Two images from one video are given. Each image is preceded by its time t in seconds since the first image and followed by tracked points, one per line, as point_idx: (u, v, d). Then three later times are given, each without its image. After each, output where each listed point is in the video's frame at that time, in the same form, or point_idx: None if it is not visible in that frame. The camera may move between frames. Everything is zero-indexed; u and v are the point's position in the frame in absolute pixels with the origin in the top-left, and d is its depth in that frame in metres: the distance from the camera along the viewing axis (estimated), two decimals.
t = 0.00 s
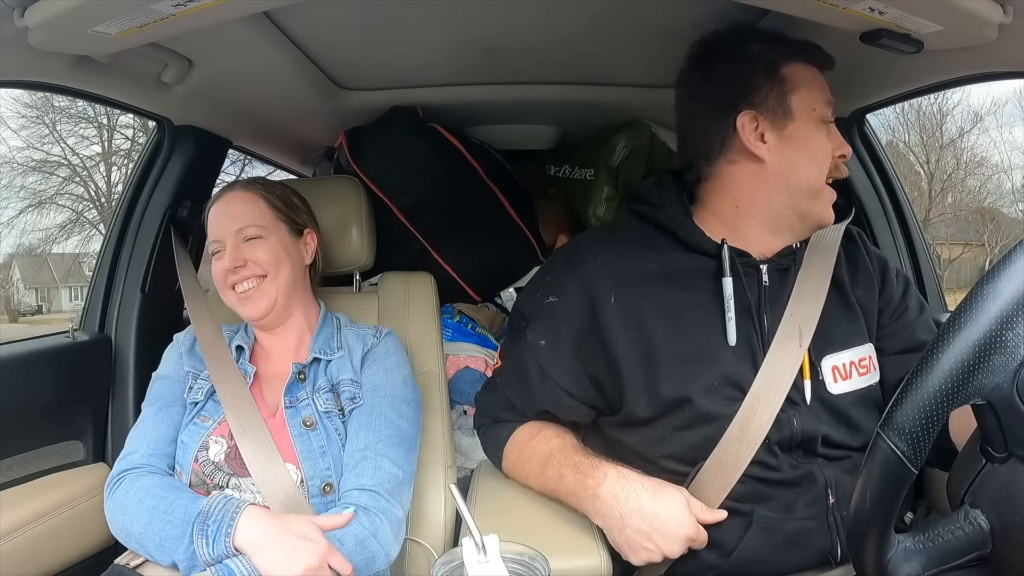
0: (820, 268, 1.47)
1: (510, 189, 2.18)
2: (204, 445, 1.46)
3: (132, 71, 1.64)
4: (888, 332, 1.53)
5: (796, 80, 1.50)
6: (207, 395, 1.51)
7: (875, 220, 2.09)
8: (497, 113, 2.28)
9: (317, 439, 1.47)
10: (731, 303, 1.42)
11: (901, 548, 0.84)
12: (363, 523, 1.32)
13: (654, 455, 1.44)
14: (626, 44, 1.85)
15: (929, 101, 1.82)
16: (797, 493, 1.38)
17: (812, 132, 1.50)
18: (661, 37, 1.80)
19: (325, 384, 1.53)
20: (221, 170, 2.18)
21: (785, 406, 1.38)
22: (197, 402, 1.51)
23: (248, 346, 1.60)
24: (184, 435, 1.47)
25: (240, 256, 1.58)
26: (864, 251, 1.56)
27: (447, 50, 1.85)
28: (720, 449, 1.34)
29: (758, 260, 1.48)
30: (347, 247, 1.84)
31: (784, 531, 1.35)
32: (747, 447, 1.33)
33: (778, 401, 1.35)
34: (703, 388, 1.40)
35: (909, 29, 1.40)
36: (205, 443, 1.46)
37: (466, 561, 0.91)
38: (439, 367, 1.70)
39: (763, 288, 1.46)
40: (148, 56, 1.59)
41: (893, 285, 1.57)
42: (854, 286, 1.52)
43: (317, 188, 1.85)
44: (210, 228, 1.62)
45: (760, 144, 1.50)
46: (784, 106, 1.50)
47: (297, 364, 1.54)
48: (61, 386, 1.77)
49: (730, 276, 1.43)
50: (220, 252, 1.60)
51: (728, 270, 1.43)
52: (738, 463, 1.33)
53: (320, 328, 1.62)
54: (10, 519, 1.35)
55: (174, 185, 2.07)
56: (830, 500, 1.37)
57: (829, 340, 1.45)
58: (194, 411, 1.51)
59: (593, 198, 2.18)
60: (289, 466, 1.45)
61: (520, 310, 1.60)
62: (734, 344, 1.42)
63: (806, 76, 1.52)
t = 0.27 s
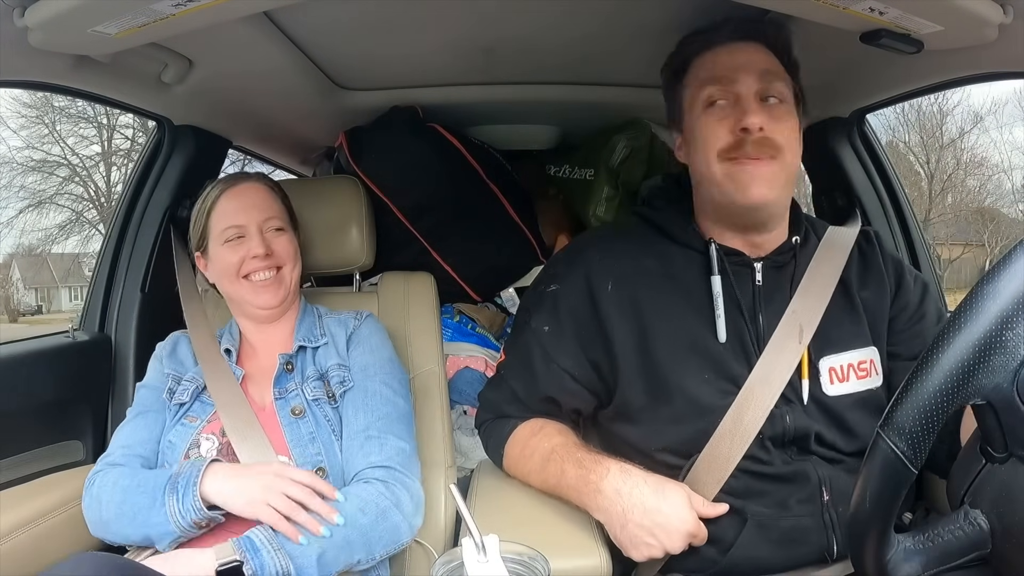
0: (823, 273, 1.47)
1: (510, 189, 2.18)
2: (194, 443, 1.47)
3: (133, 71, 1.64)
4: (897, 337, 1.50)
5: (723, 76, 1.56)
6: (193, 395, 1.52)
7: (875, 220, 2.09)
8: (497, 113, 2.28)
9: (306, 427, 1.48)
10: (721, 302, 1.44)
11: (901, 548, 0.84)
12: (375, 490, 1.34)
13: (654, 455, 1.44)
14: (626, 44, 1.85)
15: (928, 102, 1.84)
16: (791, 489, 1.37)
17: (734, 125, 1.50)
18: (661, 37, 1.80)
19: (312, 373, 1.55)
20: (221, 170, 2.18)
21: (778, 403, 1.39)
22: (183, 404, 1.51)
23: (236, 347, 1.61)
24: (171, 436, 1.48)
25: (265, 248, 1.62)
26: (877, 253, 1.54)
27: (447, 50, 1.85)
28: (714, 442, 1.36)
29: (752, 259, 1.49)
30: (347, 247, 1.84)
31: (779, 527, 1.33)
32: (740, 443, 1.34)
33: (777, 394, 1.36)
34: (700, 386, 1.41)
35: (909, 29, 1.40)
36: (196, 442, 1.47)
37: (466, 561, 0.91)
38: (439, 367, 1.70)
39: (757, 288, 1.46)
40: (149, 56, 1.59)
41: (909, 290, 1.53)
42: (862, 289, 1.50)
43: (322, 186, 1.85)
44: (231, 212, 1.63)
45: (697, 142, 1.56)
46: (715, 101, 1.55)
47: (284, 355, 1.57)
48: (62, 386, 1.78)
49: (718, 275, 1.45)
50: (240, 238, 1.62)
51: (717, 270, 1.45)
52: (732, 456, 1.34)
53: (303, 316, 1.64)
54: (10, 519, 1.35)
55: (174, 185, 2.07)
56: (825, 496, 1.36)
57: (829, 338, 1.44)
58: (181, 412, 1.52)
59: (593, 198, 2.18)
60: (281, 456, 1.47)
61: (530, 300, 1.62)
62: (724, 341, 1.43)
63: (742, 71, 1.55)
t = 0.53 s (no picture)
0: (828, 277, 1.42)
1: (510, 189, 2.18)
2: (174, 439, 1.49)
3: (133, 71, 1.64)
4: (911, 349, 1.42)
5: (666, 91, 1.54)
6: (169, 394, 1.54)
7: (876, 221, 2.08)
8: (497, 113, 2.28)
9: (282, 421, 1.50)
10: (709, 308, 1.45)
11: (901, 547, 0.83)
12: (425, 459, 1.40)
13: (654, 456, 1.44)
14: (626, 44, 1.85)
15: (928, 102, 1.84)
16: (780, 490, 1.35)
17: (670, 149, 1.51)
18: (661, 37, 1.80)
19: (293, 368, 1.56)
20: (221, 170, 2.18)
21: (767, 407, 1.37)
22: (161, 402, 1.53)
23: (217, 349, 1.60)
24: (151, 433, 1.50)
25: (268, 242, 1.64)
26: (895, 257, 1.46)
27: (447, 50, 1.85)
28: (712, 435, 1.36)
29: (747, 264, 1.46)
30: (346, 247, 1.84)
31: (771, 526, 1.33)
32: (738, 438, 1.34)
33: (776, 391, 1.35)
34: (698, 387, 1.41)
35: (909, 29, 1.40)
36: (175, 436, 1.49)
37: (466, 561, 0.91)
38: (439, 367, 1.70)
39: (751, 295, 1.44)
40: (149, 56, 1.59)
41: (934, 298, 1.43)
42: (871, 298, 1.43)
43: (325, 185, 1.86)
44: (235, 203, 1.63)
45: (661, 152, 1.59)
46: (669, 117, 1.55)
47: (262, 354, 1.57)
48: (63, 386, 1.78)
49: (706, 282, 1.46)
50: (242, 230, 1.62)
51: (705, 276, 1.47)
52: (728, 450, 1.34)
53: (282, 311, 1.66)
54: (10, 519, 1.33)
55: (174, 185, 2.07)
56: (815, 497, 1.33)
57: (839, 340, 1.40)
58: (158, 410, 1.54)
59: (593, 198, 2.18)
60: (259, 451, 1.48)
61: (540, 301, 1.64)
62: (714, 345, 1.43)
63: (678, 83, 1.51)
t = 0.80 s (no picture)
0: (837, 280, 1.42)
1: (510, 189, 2.18)
2: (171, 433, 1.49)
3: (133, 71, 1.64)
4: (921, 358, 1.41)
5: (687, 86, 1.50)
6: (168, 386, 1.55)
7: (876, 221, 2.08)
8: (498, 113, 2.28)
9: (282, 424, 1.49)
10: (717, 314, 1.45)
11: (901, 545, 0.82)
12: (448, 458, 1.43)
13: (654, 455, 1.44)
14: (626, 45, 1.85)
15: (928, 102, 1.82)
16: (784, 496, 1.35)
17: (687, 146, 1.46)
18: (661, 37, 1.80)
19: (294, 369, 1.56)
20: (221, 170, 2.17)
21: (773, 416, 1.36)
22: (160, 394, 1.54)
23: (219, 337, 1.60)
24: (149, 425, 1.51)
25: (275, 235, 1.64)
26: (908, 265, 1.44)
27: (447, 50, 1.85)
28: (718, 440, 1.34)
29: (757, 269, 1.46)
30: (347, 248, 1.84)
31: (773, 532, 1.33)
32: (746, 442, 1.32)
33: (780, 403, 1.33)
34: (699, 387, 1.41)
35: (909, 29, 1.40)
36: (173, 429, 1.50)
37: (466, 560, 0.90)
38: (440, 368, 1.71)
39: (760, 303, 1.43)
40: (149, 56, 1.59)
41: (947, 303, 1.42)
42: (882, 306, 1.42)
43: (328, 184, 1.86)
44: (242, 195, 1.64)
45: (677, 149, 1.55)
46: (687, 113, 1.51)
47: (262, 352, 1.57)
48: (63, 386, 1.78)
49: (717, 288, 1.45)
50: (248, 222, 1.63)
51: (715, 281, 1.46)
52: (736, 454, 1.32)
53: (283, 308, 1.65)
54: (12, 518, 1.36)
55: (174, 185, 2.07)
56: (818, 505, 1.33)
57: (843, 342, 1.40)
58: (157, 401, 1.54)
59: (593, 198, 2.18)
60: (256, 451, 1.48)
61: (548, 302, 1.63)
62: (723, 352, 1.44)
63: (701, 78, 1.47)
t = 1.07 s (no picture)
0: (833, 275, 1.43)
1: (510, 190, 2.18)
2: (171, 431, 1.50)
3: (132, 71, 1.64)
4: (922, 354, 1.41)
5: (681, 89, 1.49)
6: (164, 381, 1.54)
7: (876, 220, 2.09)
8: (497, 113, 2.28)
9: (285, 421, 1.49)
10: (712, 315, 1.45)
11: (901, 544, 0.82)
12: (453, 465, 1.44)
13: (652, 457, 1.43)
14: (626, 45, 1.85)
15: (929, 102, 1.82)
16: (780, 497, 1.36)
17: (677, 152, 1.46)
18: (661, 37, 1.80)
19: (298, 361, 1.54)
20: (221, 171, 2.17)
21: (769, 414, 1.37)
22: (156, 389, 1.54)
23: (217, 330, 1.59)
24: (147, 423, 1.51)
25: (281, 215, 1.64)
26: (905, 261, 1.44)
27: (447, 50, 1.85)
28: (713, 442, 1.36)
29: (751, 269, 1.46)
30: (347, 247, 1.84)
31: (771, 534, 1.33)
32: (743, 440, 1.35)
33: (774, 402, 1.35)
34: (697, 387, 1.41)
35: (909, 29, 1.40)
36: (170, 428, 1.50)
37: (466, 561, 0.90)
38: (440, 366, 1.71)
39: (754, 302, 1.43)
40: (149, 56, 1.59)
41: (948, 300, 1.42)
42: (879, 301, 1.42)
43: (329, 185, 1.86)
44: (252, 172, 1.65)
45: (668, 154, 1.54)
46: (679, 117, 1.50)
47: (267, 339, 1.55)
48: (63, 386, 1.78)
49: (709, 289, 1.46)
50: (255, 198, 1.63)
51: (707, 282, 1.47)
52: (730, 457, 1.35)
53: (286, 297, 1.63)
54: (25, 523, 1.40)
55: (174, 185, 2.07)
56: (818, 507, 1.33)
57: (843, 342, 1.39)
58: (155, 396, 1.55)
59: (593, 198, 2.17)
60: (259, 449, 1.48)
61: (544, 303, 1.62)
62: (719, 353, 1.43)
63: (694, 83, 1.47)
